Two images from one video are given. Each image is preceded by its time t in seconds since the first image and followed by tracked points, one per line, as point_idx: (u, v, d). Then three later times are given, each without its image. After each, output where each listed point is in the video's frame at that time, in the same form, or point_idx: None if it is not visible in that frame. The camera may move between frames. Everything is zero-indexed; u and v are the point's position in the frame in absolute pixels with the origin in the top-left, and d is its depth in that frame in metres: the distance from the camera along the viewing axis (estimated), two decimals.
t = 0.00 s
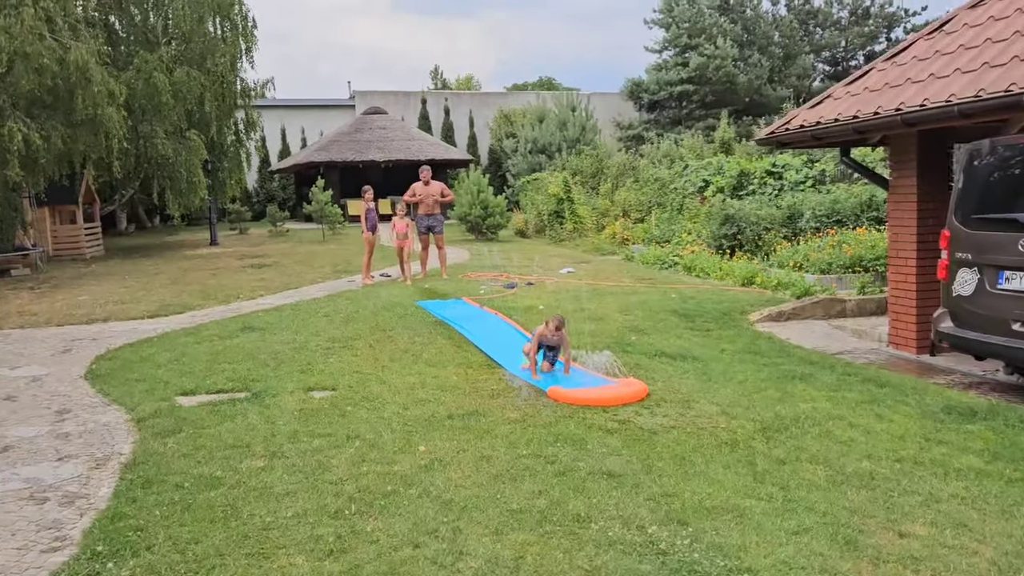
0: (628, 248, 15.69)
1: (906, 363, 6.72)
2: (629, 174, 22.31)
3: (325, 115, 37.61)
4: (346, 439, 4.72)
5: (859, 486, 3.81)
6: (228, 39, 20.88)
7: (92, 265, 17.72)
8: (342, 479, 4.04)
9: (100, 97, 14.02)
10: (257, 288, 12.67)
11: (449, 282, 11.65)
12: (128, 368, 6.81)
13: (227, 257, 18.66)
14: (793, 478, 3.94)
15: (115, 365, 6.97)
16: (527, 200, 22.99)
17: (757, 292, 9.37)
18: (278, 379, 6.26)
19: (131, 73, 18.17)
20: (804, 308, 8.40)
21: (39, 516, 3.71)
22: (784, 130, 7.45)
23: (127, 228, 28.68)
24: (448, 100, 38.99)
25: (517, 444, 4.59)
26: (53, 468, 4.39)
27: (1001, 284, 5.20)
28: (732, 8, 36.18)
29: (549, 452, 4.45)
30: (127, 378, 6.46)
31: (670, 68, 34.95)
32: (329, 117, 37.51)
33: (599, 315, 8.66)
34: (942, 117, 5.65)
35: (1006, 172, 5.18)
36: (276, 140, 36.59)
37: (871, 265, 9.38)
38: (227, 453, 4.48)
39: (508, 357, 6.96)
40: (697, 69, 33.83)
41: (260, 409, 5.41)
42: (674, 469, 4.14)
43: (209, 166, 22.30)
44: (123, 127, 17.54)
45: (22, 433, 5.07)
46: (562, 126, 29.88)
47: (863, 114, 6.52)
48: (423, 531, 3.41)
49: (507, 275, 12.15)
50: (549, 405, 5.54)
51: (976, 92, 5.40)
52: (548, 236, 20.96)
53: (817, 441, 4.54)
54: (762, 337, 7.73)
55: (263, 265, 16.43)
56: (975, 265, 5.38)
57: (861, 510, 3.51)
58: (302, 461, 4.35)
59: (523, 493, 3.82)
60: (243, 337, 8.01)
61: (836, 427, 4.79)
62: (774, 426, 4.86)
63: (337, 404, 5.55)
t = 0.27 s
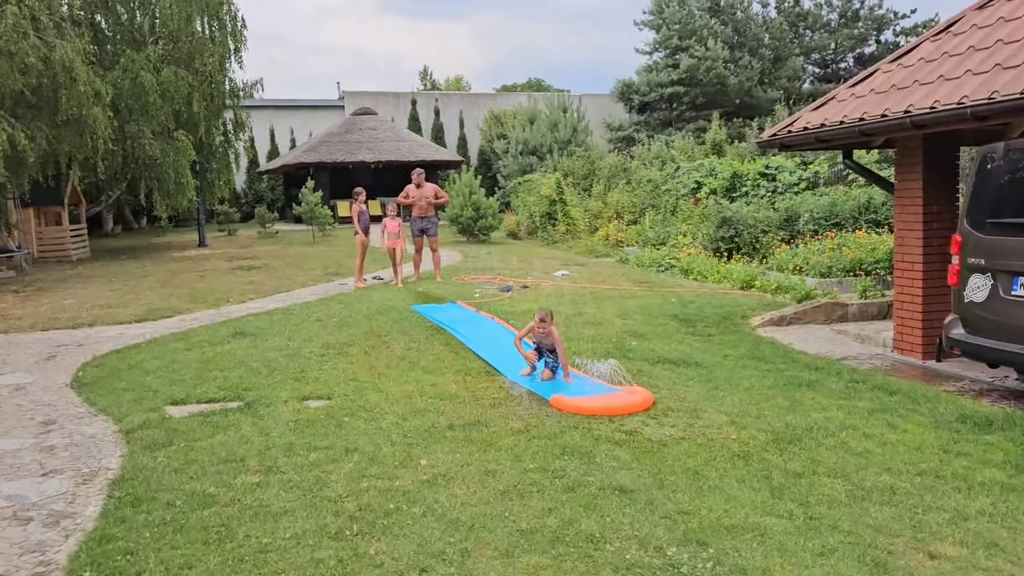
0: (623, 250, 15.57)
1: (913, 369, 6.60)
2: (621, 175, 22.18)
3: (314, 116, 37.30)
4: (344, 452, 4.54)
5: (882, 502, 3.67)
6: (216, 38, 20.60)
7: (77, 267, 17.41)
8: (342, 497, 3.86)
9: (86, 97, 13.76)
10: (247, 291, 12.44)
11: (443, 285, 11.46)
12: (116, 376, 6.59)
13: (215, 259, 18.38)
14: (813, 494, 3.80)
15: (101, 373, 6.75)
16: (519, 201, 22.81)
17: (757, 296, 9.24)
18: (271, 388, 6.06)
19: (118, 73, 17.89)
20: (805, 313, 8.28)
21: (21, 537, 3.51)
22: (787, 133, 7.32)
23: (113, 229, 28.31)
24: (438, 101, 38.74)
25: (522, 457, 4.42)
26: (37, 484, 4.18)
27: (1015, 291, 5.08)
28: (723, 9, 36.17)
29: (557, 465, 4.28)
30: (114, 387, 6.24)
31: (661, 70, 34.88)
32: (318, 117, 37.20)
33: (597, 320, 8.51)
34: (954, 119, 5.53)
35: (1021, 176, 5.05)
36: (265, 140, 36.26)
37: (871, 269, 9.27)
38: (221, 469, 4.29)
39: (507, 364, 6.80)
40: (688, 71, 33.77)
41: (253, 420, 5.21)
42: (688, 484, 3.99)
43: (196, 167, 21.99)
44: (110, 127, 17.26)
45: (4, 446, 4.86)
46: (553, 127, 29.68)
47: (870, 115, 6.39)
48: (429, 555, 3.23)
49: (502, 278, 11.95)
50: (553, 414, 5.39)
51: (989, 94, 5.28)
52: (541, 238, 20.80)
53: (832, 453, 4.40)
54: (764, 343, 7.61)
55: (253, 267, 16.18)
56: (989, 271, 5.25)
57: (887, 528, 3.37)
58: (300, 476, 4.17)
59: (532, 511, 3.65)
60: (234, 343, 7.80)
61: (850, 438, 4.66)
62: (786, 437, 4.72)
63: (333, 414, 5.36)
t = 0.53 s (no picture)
0: (622, 247, 15.44)
1: (924, 372, 6.50)
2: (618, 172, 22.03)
3: (307, 110, 37.01)
4: (348, 455, 4.39)
5: (908, 511, 3.55)
6: (210, 30, 20.34)
7: (68, 261, 17.16)
8: (348, 503, 3.72)
9: (78, 88, 13.54)
10: (242, 286, 12.25)
11: (442, 281, 11.30)
12: (110, 374, 6.41)
13: (208, 253, 18.16)
14: (836, 502, 3.67)
15: (94, 370, 6.57)
16: (516, 197, 22.65)
17: (761, 295, 9.13)
18: (270, 386, 5.91)
19: (110, 63, 17.63)
20: (811, 312, 8.17)
21: (11, 544, 3.34)
22: (796, 129, 7.19)
23: (104, 223, 28.00)
24: (433, 96, 38.50)
25: (533, 460, 4.28)
26: (28, 487, 4.01)
27: None
28: (719, 6, 35.99)
29: (569, 470, 4.15)
30: (108, 385, 6.06)
31: (657, 66, 34.73)
32: (312, 111, 36.92)
33: (599, 318, 8.38)
34: (971, 115, 5.40)
35: None
36: (258, 134, 35.96)
37: (876, 268, 9.22)
38: (220, 472, 4.13)
39: (510, 363, 6.67)
40: (684, 67, 33.62)
41: (252, 420, 5.05)
42: (705, 491, 3.86)
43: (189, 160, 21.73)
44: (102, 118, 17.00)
45: None
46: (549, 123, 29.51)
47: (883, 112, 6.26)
48: (442, 567, 3.09)
49: (501, 275, 11.80)
50: (560, 415, 5.25)
51: (1009, 91, 5.16)
52: (537, 235, 20.66)
53: (852, 460, 4.28)
54: (771, 343, 7.49)
55: (247, 262, 15.97)
56: (1007, 272, 5.13)
57: (917, 539, 3.25)
58: (303, 481, 4.02)
59: (546, 519, 3.51)
60: (231, 339, 7.63)
61: (868, 442, 4.54)
62: (803, 441, 4.60)
63: (335, 415, 5.21)
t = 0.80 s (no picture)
0: (624, 248, 15.29)
1: (943, 380, 6.37)
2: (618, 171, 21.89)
3: (304, 106, 36.75)
4: (358, 462, 4.22)
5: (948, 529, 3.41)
6: (208, 24, 20.10)
7: (62, 256, 16.91)
8: (362, 514, 3.55)
9: (75, 80, 13.32)
10: (240, 284, 12.04)
11: (444, 281, 11.14)
12: (108, 374, 6.21)
13: (204, 250, 17.94)
14: (871, 518, 3.53)
15: (92, 369, 6.38)
16: (515, 196, 22.47)
17: (771, 299, 8.99)
18: (274, 388, 5.73)
19: (106, 56, 17.40)
20: (823, 317, 8.04)
21: (8, 556, 3.16)
22: (812, 130, 7.05)
23: (98, 218, 27.69)
24: (430, 94, 38.28)
25: (552, 471, 4.12)
26: (25, 494, 3.83)
27: None
28: (719, 7, 35.79)
29: (590, 480, 3.99)
30: (106, 385, 5.88)
31: (657, 67, 34.60)
32: (309, 108, 36.66)
33: (607, 320, 8.22)
34: (999, 118, 5.27)
35: None
36: (254, 130, 35.68)
37: (888, 272, 9.12)
38: (226, 480, 3.95)
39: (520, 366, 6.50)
40: (684, 68, 33.48)
41: (257, 425, 4.87)
42: (734, 504, 3.70)
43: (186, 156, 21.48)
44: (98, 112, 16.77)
45: None
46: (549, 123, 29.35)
47: (905, 113, 6.13)
48: None
49: (504, 276, 11.64)
50: (575, 421, 5.09)
51: None
52: (537, 235, 20.51)
53: (882, 473, 4.14)
54: (784, 348, 7.34)
55: (243, 259, 15.75)
56: None
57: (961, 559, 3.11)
58: (314, 489, 3.84)
59: (571, 533, 3.35)
60: (231, 339, 7.45)
61: (897, 454, 4.40)
62: (829, 452, 4.45)
63: (343, 419, 5.03)
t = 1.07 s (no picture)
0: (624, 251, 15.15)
1: (957, 392, 6.26)
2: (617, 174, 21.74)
3: (301, 103, 36.48)
4: (366, 473, 4.06)
5: (982, 553, 3.29)
6: (206, 18, 19.87)
7: (54, 250, 16.66)
8: (373, 531, 3.40)
9: (71, 72, 13.11)
10: (236, 282, 11.83)
11: (444, 283, 10.96)
12: (103, 374, 6.03)
13: (199, 247, 17.70)
14: (902, 541, 3.40)
15: (86, 369, 6.19)
16: (513, 197, 22.31)
17: (777, 306, 8.87)
18: (275, 392, 5.56)
19: (102, 49, 17.17)
20: (832, 325, 7.92)
21: None
22: (827, 135, 6.92)
23: (90, 212, 27.39)
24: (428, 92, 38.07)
25: (567, 485, 3.97)
26: (16, 503, 3.65)
27: None
28: (719, 10, 35.63)
29: (607, 496, 3.85)
30: (101, 386, 5.70)
31: (655, 69, 34.48)
32: (305, 104, 36.40)
33: (613, 326, 8.08)
34: None
35: None
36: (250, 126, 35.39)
37: (896, 280, 9.03)
38: (228, 491, 3.79)
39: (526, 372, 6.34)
40: (682, 71, 33.37)
41: (259, 431, 4.70)
42: (759, 524, 3.57)
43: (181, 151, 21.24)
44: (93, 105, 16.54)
45: None
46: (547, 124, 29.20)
47: (925, 120, 6.01)
48: None
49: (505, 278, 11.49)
50: (586, 431, 4.94)
51: None
52: (535, 236, 20.37)
53: (907, 491, 4.01)
54: (793, 356, 7.22)
55: (239, 257, 15.53)
56: None
57: None
58: (320, 502, 3.69)
59: (592, 554, 3.22)
60: (229, 339, 7.26)
61: (920, 472, 4.28)
62: (851, 468, 4.32)
63: (347, 426, 4.86)
